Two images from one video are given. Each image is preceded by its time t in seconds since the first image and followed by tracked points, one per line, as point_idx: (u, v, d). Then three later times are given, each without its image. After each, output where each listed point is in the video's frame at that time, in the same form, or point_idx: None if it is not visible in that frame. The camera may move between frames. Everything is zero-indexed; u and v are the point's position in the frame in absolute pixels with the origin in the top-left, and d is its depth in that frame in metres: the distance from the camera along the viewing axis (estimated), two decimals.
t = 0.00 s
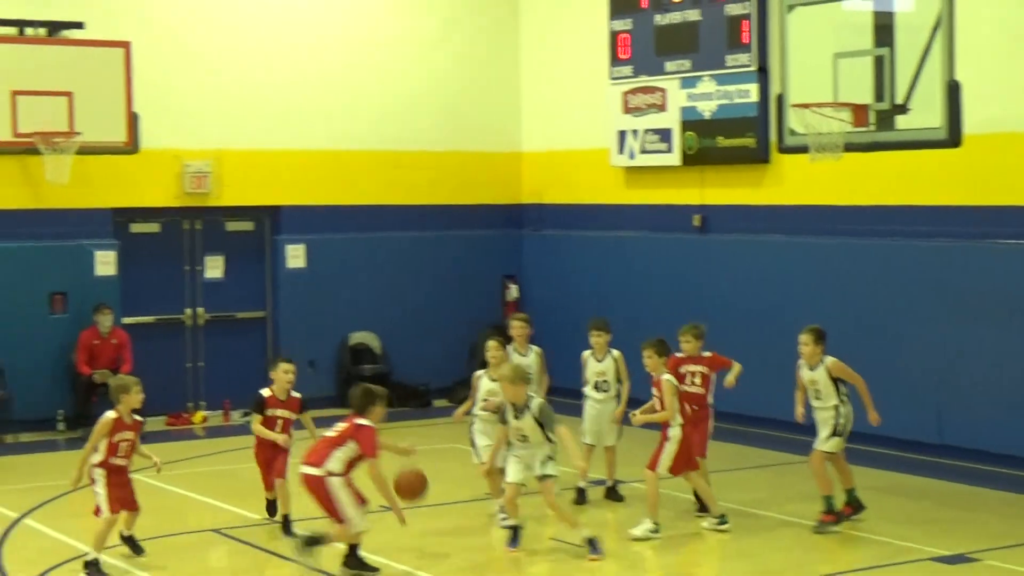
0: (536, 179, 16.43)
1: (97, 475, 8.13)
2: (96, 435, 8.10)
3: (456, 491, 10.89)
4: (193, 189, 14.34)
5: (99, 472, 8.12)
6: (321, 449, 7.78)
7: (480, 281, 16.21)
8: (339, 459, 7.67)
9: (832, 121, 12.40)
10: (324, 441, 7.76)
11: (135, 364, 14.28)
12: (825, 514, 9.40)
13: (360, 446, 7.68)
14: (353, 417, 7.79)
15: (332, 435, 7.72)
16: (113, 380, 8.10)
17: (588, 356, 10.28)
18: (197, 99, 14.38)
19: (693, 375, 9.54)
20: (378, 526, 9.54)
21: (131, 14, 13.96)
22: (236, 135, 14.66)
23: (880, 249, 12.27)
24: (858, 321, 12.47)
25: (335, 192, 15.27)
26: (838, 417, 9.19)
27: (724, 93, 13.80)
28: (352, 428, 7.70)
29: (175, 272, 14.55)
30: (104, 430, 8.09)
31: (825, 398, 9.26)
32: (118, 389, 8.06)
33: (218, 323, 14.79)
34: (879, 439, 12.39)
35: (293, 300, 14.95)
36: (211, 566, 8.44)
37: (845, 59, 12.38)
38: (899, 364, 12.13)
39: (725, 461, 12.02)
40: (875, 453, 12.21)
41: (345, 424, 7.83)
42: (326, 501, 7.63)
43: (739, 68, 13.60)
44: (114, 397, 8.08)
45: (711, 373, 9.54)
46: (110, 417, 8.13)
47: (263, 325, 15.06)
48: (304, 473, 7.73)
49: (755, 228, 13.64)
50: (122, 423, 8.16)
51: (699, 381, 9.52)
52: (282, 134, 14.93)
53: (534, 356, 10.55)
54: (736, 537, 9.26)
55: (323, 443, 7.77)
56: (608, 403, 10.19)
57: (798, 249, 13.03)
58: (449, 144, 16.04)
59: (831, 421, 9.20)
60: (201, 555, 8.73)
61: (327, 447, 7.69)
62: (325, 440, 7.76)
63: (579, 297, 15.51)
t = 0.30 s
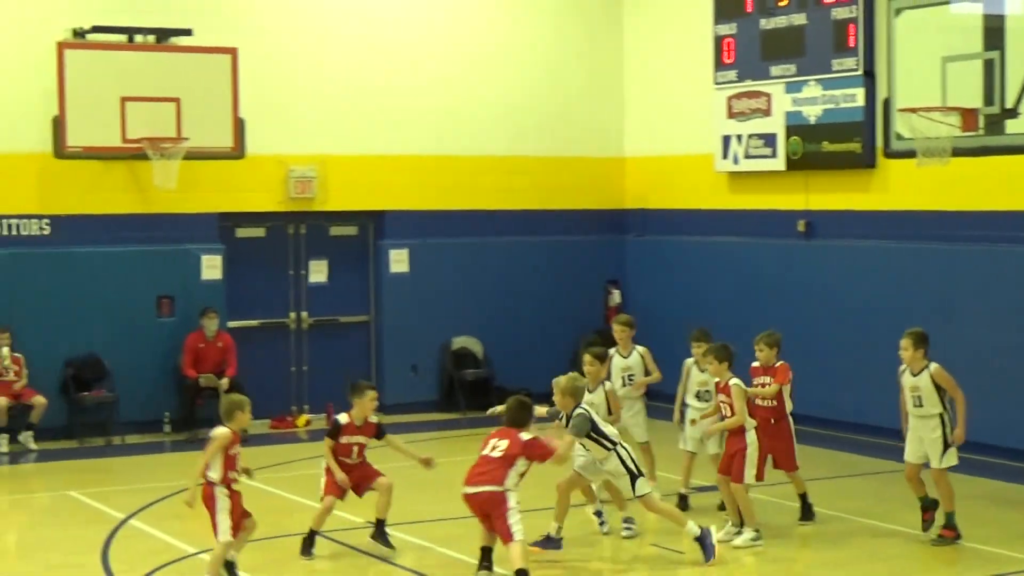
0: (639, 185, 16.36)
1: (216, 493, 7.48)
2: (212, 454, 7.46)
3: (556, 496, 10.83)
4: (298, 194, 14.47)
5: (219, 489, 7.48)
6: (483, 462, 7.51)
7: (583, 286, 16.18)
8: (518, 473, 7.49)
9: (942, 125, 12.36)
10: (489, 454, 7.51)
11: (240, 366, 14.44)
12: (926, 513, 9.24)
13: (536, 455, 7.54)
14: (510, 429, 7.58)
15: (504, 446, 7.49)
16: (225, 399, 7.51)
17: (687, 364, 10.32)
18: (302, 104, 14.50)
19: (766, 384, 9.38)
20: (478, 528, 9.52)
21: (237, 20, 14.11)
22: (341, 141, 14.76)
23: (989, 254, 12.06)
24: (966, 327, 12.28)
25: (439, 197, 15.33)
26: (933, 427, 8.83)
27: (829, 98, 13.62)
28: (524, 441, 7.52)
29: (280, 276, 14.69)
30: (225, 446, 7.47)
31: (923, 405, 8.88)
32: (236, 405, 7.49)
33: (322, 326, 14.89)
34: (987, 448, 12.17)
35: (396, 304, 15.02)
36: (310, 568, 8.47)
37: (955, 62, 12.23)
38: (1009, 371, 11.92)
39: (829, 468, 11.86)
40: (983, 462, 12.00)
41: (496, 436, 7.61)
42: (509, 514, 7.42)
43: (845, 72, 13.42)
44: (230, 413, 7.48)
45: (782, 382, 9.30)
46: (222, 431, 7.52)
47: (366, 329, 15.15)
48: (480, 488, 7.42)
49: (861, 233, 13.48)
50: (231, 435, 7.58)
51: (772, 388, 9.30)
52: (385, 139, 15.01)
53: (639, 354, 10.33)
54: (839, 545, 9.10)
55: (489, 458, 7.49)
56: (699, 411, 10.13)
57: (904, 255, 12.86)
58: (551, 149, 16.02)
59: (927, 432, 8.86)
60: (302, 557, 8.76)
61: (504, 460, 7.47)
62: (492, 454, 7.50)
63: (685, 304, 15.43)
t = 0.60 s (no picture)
0: (672, 187, 16.33)
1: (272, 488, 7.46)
2: (272, 451, 7.42)
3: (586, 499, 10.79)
4: (330, 197, 14.48)
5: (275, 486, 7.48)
6: (542, 431, 7.79)
7: (615, 288, 16.17)
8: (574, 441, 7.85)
9: (975, 128, 12.23)
10: (547, 421, 7.81)
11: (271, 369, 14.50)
12: (914, 544, 8.70)
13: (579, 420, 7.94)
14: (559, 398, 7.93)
15: (564, 413, 7.85)
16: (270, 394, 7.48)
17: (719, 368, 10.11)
18: (334, 108, 14.52)
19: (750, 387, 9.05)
20: (506, 530, 9.52)
21: (269, 23, 14.15)
22: (372, 145, 14.78)
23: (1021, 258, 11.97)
24: (999, 331, 12.20)
25: (470, 200, 15.34)
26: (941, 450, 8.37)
27: (863, 100, 13.55)
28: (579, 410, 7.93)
29: (311, 279, 14.73)
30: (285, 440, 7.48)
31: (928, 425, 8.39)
32: (283, 398, 7.50)
33: (353, 329, 14.92)
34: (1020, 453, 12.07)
35: (427, 306, 15.03)
36: (337, 570, 8.49)
37: (987, 64, 12.10)
38: None
39: (860, 472, 11.80)
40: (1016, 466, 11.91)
41: (543, 406, 7.91)
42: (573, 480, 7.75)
43: (879, 74, 13.34)
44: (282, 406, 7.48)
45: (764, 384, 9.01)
46: (271, 428, 7.50)
47: (397, 332, 15.17)
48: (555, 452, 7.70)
49: (893, 236, 13.41)
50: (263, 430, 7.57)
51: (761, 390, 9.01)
52: (417, 143, 15.02)
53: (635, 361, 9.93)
54: (868, 548, 9.03)
55: (550, 425, 7.79)
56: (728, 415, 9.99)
57: (937, 258, 12.78)
58: (583, 153, 16.00)
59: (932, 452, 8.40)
60: (329, 559, 8.79)
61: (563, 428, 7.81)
62: (553, 420, 7.81)
63: (718, 308, 15.40)
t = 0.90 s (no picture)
0: (668, 186, 16.33)
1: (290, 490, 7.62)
2: (289, 458, 7.52)
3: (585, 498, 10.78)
4: (326, 197, 14.48)
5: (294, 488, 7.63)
6: (530, 450, 8.10)
7: (612, 288, 16.17)
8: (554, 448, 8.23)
9: (971, 126, 12.23)
10: (529, 440, 8.11)
11: (267, 368, 14.51)
12: (911, 544, 8.58)
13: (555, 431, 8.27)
14: (531, 414, 8.22)
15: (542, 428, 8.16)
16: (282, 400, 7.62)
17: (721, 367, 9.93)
18: (332, 108, 14.52)
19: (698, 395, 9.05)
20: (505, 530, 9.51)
21: (265, 22, 14.14)
22: (369, 144, 14.77)
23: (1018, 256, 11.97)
24: (997, 329, 12.20)
25: (467, 199, 15.33)
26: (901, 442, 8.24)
27: (859, 98, 13.55)
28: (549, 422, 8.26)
29: (308, 278, 14.73)
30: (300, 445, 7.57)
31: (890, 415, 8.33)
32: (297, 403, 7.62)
33: (350, 329, 14.92)
34: (1018, 451, 12.07)
35: (423, 305, 15.03)
36: (337, 570, 8.47)
37: (983, 63, 12.09)
38: None
39: (859, 471, 11.79)
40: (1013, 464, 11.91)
41: (517, 422, 8.18)
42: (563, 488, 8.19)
43: (875, 73, 13.33)
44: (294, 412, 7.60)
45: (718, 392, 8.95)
46: (287, 435, 7.59)
47: (394, 331, 15.16)
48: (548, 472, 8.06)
49: (890, 235, 13.41)
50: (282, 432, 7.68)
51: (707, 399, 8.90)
52: (413, 142, 15.02)
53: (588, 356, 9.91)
54: (868, 547, 9.03)
55: (534, 443, 8.11)
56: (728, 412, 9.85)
57: (934, 256, 12.78)
58: (580, 152, 16.00)
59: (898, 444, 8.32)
60: (329, 559, 8.77)
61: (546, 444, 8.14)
62: (535, 438, 8.12)
63: (715, 306, 15.40)
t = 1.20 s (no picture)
0: (669, 183, 16.33)
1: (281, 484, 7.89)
2: (286, 450, 7.86)
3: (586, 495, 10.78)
4: (327, 195, 14.48)
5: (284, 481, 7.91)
6: (495, 422, 8.37)
7: (613, 285, 16.17)
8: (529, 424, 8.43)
9: (973, 124, 12.22)
10: (497, 411, 8.39)
11: (268, 367, 14.51)
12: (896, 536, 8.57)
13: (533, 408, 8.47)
14: (506, 389, 8.50)
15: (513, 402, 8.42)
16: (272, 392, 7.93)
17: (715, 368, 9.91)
18: (333, 106, 14.53)
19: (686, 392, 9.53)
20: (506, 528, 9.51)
21: (265, 20, 14.13)
22: (369, 141, 14.78)
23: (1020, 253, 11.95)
24: (998, 327, 12.20)
25: (467, 197, 15.34)
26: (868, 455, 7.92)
27: (859, 96, 13.54)
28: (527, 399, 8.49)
29: (308, 277, 14.74)
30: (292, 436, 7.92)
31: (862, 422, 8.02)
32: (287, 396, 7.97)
33: (350, 327, 14.93)
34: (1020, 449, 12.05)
35: (423, 303, 15.03)
36: (338, 567, 8.47)
37: (984, 60, 12.09)
38: None
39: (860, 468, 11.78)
40: (1014, 461, 11.92)
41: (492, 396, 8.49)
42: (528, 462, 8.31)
43: (875, 70, 13.33)
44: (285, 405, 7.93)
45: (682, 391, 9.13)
46: (282, 426, 7.92)
47: (394, 329, 15.17)
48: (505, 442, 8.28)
49: (891, 233, 13.41)
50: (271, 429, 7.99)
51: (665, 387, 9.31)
52: (414, 140, 15.02)
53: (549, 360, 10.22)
54: (868, 544, 9.04)
55: (500, 415, 8.37)
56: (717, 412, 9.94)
57: (934, 253, 12.78)
58: (580, 150, 16.00)
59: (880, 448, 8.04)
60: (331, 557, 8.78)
61: (513, 416, 8.38)
62: (502, 410, 8.39)
63: (717, 304, 15.39)
